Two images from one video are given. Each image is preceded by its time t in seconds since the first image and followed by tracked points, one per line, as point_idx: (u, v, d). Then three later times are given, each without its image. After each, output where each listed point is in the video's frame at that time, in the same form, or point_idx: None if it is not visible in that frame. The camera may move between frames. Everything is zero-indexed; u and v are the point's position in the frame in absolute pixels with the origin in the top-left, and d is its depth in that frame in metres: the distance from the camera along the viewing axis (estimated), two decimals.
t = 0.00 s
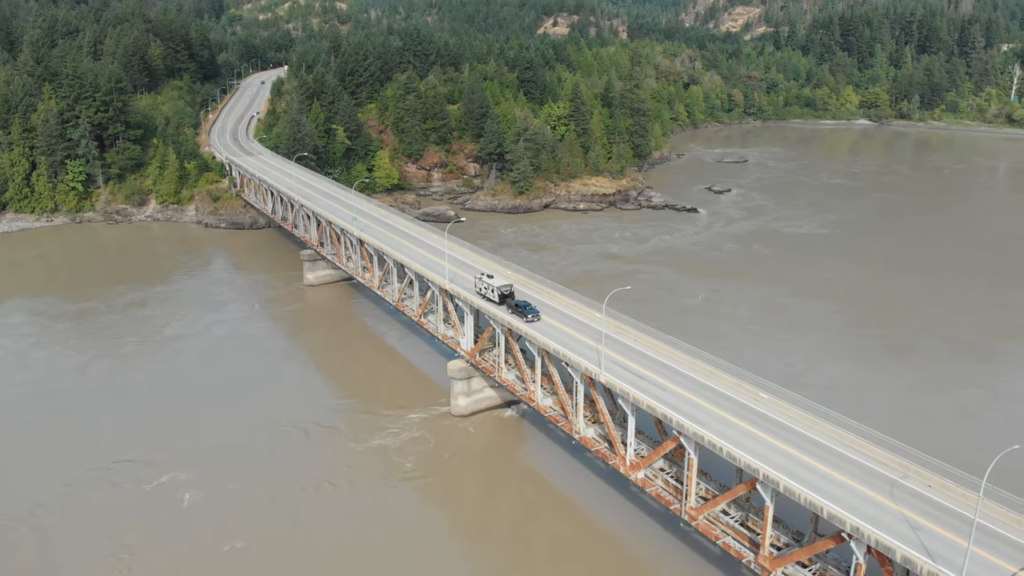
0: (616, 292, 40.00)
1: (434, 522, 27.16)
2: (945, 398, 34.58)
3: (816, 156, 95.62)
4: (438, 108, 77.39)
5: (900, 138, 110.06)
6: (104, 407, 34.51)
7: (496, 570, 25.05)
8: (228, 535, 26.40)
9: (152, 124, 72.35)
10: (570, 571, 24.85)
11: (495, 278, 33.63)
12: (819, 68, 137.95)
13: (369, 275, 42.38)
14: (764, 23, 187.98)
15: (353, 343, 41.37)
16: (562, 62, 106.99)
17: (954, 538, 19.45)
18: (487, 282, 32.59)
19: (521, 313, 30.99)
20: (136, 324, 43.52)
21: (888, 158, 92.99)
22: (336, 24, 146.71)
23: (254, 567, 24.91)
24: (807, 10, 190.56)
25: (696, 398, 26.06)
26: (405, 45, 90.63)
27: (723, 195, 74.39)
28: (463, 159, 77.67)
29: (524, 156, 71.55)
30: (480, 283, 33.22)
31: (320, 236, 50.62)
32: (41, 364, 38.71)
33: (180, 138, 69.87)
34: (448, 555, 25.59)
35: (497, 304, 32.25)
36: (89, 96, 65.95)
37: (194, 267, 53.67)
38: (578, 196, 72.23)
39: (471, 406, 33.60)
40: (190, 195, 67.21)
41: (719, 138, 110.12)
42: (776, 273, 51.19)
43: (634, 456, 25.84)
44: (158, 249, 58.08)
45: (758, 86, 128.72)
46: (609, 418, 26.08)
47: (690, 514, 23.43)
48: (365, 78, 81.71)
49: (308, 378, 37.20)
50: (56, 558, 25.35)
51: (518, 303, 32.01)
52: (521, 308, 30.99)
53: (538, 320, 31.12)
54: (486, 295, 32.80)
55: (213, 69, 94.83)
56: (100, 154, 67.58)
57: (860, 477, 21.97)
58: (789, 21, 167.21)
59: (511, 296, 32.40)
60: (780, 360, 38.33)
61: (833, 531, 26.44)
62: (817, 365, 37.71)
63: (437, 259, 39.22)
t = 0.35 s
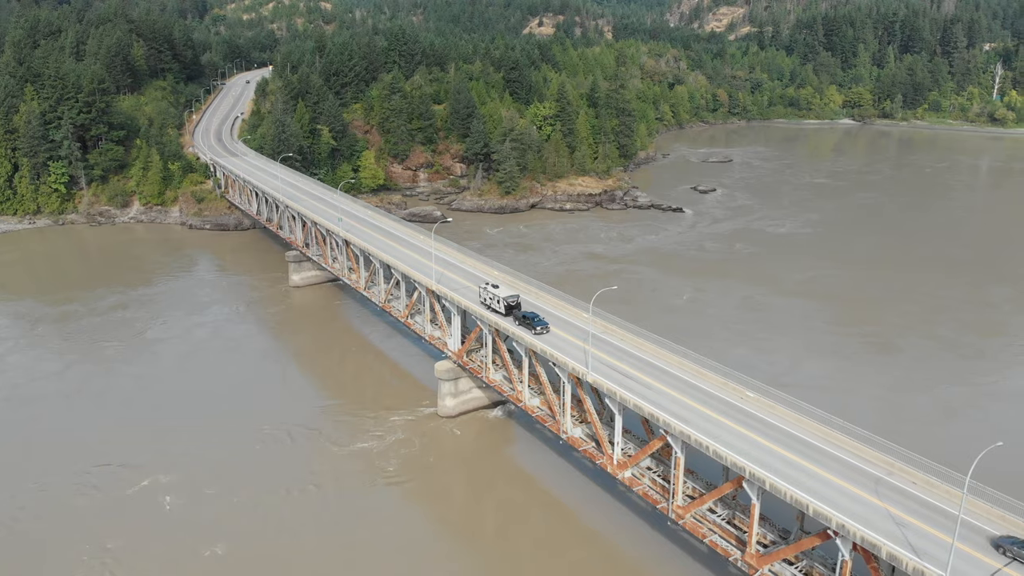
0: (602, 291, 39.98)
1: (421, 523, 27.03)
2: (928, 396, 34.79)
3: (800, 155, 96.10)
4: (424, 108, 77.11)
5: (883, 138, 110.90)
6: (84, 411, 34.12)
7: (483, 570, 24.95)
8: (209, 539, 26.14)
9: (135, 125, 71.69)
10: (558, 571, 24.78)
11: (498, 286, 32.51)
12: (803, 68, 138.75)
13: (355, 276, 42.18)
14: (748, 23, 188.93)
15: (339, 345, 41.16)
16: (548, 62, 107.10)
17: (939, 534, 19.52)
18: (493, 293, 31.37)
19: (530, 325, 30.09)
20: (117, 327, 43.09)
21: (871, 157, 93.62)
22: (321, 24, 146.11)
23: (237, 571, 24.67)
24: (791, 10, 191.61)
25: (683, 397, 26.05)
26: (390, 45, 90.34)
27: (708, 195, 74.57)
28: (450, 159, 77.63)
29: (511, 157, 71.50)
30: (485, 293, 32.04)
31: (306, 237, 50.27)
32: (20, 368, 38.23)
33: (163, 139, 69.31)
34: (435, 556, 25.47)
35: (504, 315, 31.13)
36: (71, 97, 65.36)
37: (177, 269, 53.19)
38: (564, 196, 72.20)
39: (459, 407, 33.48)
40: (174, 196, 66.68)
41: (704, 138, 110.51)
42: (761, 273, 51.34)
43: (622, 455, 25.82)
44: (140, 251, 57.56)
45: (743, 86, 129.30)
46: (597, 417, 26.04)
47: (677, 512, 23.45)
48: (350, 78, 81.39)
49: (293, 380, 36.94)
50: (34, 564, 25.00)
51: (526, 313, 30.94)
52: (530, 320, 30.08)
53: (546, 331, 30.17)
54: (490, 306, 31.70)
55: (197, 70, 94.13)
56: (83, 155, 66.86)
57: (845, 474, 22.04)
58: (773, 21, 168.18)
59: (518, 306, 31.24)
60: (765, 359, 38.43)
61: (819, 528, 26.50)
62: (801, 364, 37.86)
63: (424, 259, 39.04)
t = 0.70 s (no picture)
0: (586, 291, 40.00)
1: (405, 526, 26.86)
2: (910, 393, 35.05)
3: (782, 155, 96.64)
4: (408, 108, 76.83)
5: (865, 137, 111.81)
6: (63, 416, 33.67)
7: (469, 571, 24.85)
8: (190, 544, 25.85)
9: (116, 127, 70.97)
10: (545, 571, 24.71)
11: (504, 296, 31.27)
12: (785, 68, 139.65)
13: (339, 277, 41.96)
14: (730, 24, 189.95)
15: (322, 346, 40.91)
16: (531, 63, 107.20)
17: (922, 530, 19.62)
18: (499, 304, 30.17)
19: (539, 337, 28.86)
20: (97, 331, 42.60)
21: (852, 157, 94.33)
22: (304, 24, 145.37)
23: None
24: (773, 10, 192.66)
25: (669, 396, 26.03)
26: (373, 46, 90.00)
27: (692, 195, 74.79)
28: (434, 159, 76.66)
29: (495, 157, 71.44)
30: (490, 304, 30.86)
31: (289, 238, 49.92)
32: None
33: (145, 140, 68.64)
34: (420, 557, 25.34)
35: (510, 327, 29.98)
36: (51, 98, 64.61)
37: (158, 272, 52.68)
38: (549, 197, 72.10)
39: (445, 408, 33.35)
40: (156, 197, 65.99)
41: (688, 138, 110.93)
42: (743, 272, 51.55)
43: (607, 455, 25.81)
44: (121, 254, 56.96)
45: (725, 86, 129.90)
46: (582, 417, 26.01)
47: (663, 511, 23.44)
48: (333, 78, 81.03)
49: (277, 383, 36.68)
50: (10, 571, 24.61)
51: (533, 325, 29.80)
52: (538, 333, 28.81)
53: (556, 344, 28.96)
54: (496, 318, 30.52)
55: (178, 70, 93.28)
56: (64, 157, 66.06)
57: (828, 471, 22.14)
58: (755, 21, 169.17)
59: (525, 317, 30.14)
60: (749, 358, 38.55)
61: (803, 525, 26.61)
62: (784, 362, 38.02)
63: (408, 260, 38.85)
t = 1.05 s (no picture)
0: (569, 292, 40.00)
1: (389, 528, 26.71)
2: (888, 390, 35.28)
3: (764, 154, 97.21)
4: (391, 108, 76.57)
5: (845, 136, 112.66)
6: (40, 421, 33.23)
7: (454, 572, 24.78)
8: (169, 549, 25.56)
9: (96, 128, 70.18)
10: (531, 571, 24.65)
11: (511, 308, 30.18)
12: (766, 68, 140.48)
13: (322, 278, 41.69)
14: (711, 24, 190.99)
15: (305, 348, 40.66)
16: (514, 63, 107.19)
17: (904, 526, 19.75)
18: (507, 316, 29.06)
19: (549, 352, 27.83)
20: (76, 334, 42.09)
21: (832, 156, 95.03)
22: (285, 24, 144.52)
23: None
24: (754, 11, 193.72)
25: (653, 394, 26.07)
26: (355, 46, 89.60)
27: (674, 194, 75.01)
28: (417, 160, 76.98)
29: (478, 157, 71.31)
30: (496, 316, 29.77)
31: (271, 240, 49.55)
32: None
33: (125, 141, 67.82)
34: (405, 559, 25.23)
35: (517, 339, 28.89)
36: (30, 100, 63.75)
37: (137, 274, 52.12)
38: (533, 197, 72.18)
39: (430, 409, 33.19)
40: (136, 199, 65.37)
41: (670, 138, 111.32)
42: (724, 271, 51.77)
43: (592, 454, 25.81)
44: (100, 256, 56.28)
45: (707, 86, 130.53)
46: (567, 417, 26.00)
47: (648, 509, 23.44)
48: (315, 78, 80.59)
49: (259, 386, 36.41)
50: None
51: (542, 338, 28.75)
52: (548, 347, 27.83)
53: (566, 359, 27.97)
54: (502, 330, 29.45)
55: (158, 71, 92.35)
56: (42, 159, 65.22)
57: (811, 468, 22.22)
58: (737, 21, 170.09)
59: (532, 329, 29.02)
60: (731, 356, 38.67)
61: (787, 522, 26.71)
62: (765, 361, 38.18)
63: (392, 261, 38.63)
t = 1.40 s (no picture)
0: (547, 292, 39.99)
1: (369, 531, 26.50)
2: (861, 387, 35.63)
3: (740, 154, 97.93)
4: (368, 108, 76.15)
5: (820, 136, 113.78)
6: (11, 428, 32.66)
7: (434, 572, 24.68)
8: (143, 556, 25.22)
9: (69, 130, 69.08)
10: (512, 571, 24.54)
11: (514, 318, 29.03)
12: (741, 68, 141.54)
13: (300, 280, 41.33)
14: (688, 24, 192.14)
15: (282, 351, 40.33)
16: (492, 63, 107.11)
17: (882, 521, 19.91)
18: (511, 329, 27.91)
19: (557, 366, 26.81)
20: (47, 339, 41.43)
21: (807, 155, 95.94)
22: (260, 24, 143.25)
23: None
24: (729, 11, 195.08)
25: (634, 394, 26.04)
26: (331, 46, 89.02)
27: (652, 194, 75.30)
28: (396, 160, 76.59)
29: (457, 158, 71.10)
30: (498, 327, 28.64)
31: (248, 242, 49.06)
32: None
33: (99, 144, 66.69)
34: (384, 561, 25.09)
35: (523, 353, 27.82)
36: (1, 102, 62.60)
37: (111, 278, 51.40)
38: (512, 197, 72.14)
39: (410, 411, 33.02)
40: (110, 202, 64.45)
41: (647, 138, 111.78)
42: (702, 271, 52.02)
43: (573, 453, 25.79)
44: (72, 260, 55.44)
45: (684, 86, 131.27)
46: (548, 417, 25.96)
47: (628, 508, 23.47)
48: (291, 79, 79.96)
49: (235, 390, 36.01)
50: None
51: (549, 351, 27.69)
52: (556, 361, 26.79)
53: (575, 373, 26.97)
54: (506, 343, 28.36)
55: (132, 72, 91.08)
56: (14, 161, 64.11)
57: (790, 465, 22.32)
58: (713, 21, 171.21)
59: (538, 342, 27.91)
60: (708, 355, 38.88)
61: (765, 518, 26.87)
62: (742, 359, 38.41)
63: (370, 262, 38.37)
